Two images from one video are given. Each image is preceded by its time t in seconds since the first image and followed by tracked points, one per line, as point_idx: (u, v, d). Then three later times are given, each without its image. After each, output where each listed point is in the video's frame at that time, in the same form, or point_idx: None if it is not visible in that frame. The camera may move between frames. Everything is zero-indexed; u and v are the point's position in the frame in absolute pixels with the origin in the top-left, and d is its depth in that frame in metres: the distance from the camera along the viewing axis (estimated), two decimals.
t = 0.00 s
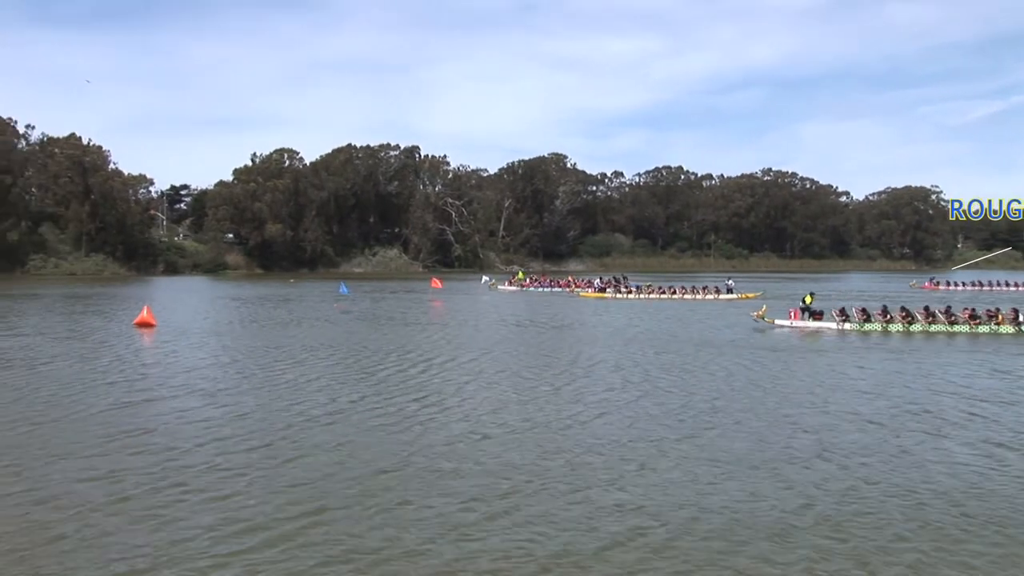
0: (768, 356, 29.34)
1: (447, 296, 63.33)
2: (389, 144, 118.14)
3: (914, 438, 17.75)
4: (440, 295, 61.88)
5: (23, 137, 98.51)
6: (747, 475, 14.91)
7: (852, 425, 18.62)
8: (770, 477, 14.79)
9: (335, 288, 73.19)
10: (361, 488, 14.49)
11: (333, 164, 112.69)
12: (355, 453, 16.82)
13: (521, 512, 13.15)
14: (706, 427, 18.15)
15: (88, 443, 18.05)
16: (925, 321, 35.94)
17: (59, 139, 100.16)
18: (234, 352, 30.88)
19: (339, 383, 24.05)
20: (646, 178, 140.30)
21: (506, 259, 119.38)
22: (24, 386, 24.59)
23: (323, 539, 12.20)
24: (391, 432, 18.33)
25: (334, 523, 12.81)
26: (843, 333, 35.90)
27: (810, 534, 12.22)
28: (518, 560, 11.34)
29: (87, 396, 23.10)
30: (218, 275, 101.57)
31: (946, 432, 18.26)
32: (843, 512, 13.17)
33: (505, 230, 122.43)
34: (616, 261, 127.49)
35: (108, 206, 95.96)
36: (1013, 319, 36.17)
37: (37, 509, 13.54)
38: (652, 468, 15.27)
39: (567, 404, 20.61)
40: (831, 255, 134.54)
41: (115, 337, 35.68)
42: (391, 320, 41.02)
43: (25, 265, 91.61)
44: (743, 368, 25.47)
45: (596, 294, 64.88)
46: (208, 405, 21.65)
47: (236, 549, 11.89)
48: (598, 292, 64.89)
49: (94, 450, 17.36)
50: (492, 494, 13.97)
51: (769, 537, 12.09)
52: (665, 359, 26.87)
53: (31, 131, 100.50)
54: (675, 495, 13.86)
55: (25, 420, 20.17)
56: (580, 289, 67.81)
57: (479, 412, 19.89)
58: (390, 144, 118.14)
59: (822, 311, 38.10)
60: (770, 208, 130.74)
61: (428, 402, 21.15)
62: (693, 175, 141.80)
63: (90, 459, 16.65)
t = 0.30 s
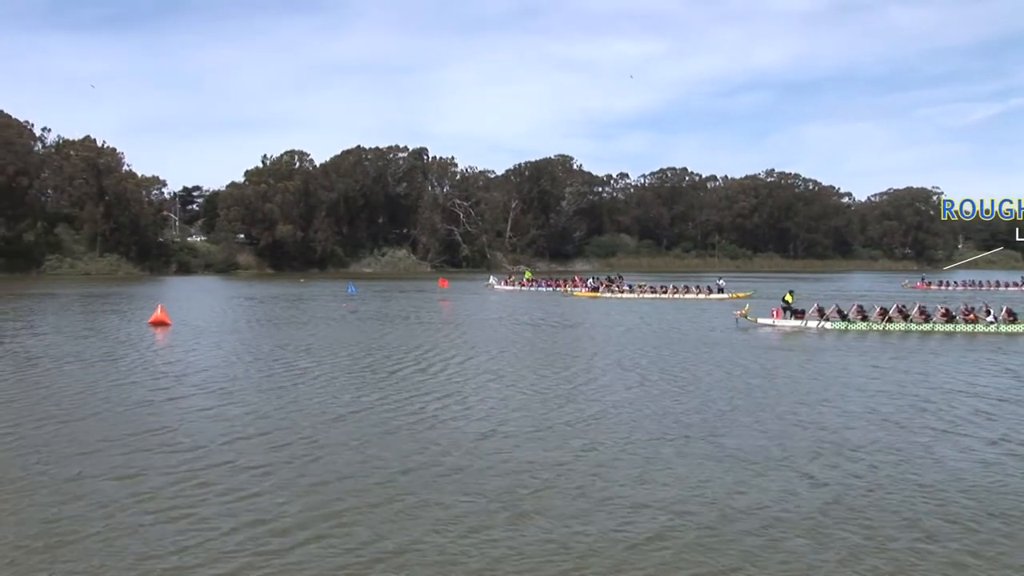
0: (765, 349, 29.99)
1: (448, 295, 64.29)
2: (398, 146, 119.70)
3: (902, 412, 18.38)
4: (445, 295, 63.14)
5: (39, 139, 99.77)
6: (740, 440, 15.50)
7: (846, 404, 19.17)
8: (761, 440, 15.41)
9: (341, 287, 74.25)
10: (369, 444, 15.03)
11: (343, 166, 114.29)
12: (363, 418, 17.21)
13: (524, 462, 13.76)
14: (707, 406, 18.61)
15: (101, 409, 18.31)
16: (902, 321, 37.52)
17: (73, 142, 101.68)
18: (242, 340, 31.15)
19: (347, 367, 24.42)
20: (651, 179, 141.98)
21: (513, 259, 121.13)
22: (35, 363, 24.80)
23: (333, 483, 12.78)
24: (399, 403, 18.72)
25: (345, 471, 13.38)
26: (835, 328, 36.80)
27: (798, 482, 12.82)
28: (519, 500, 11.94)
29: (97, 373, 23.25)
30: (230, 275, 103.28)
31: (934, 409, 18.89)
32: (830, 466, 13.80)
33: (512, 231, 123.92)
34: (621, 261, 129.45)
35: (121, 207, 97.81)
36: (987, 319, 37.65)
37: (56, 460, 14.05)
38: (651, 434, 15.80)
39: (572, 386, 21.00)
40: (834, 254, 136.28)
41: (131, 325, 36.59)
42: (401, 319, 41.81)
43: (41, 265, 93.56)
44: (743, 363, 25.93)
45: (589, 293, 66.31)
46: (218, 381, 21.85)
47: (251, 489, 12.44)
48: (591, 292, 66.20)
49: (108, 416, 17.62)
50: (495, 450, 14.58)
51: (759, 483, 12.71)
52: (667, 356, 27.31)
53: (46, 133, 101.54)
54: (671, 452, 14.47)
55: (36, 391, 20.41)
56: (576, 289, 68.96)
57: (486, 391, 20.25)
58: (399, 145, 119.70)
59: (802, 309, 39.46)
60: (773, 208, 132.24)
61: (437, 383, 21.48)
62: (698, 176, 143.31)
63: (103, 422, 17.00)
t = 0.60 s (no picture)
0: (774, 350, 29.87)
1: (451, 296, 64.14)
2: (408, 146, 119.41)
3: (918, 414, 18.25)
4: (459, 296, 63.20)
5: (51, 139, 99.69)
6: (757, 442, 15.38)
7: (863, 406, 19.02)
8: (779, 443, 15.26)
9: (346, 287, 74.17)
10: (383, 446, 14.92)
11: (353, 166, 114.23)
12: (376, 420, 17.08)
13: (539, 464, 13.65)
14: (725, 408, 18.45)
15: (113, 410, 18.13)
16: (889, 322, 37.50)
17: (84, 142, 101.60)
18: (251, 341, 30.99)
19: (359, 368, 24.27)
20: (661, 179, 141.83)
21: (523, 259, 121.08)
22: (45, 364, 24.61)
23: (348, 485, 12.67)
24: (414, 405, 18.56)
25: (360, 473, 13.26)
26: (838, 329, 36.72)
27: (818, 484, 12.67)
28: (536, 501, 11.81)
29: (108, 374, 23.06)
30: (240, 275, 103.38)
31: (950, 410, 18.76)
32: (849, 467, 13.69)
33: (522, 231, 123.70)
34: (631, 261, 129.36)
35: (132, 207, 98.04)
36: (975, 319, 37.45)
37: (66, 462, 13.92)
38: (668, 436, 15.66)
39: (586, 388, 20.87)
40: (845, 254, 136.13)
41: (140, 325, 36.45)
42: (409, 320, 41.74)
43: (52, 265, 93.85)
44: (758, 364, 25.78)
45: (587, 293, 66.37)
46: (230, 383, 21.67)
47: (267, 492, 12.31)
48: (589, 292, 66.19)
49: (120, 417, 17.46)
50: (511, 451, 14.46)
51: (779, 486, 12.56)
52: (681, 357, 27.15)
53: (59, 134, 101.54)
54: (686, 454, 14.35)
55: (45, 392, 20.22)
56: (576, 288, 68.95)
57: (502, 393, 20.09)
58: (409, 145, 119.41)
59: (790, 310, 39.38)
60: (784, 208, 132.09)
61: (452, 385, 21.32)
62: (709, 177, 143.04)
63: (113, 424, 16.84)
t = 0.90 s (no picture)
0: (785, 350, 29.84)
1: (459, 296, 64.10)
2: (420, 146, 119.26)
3: (933, 415, 18.21)
4: (481, 296, 63.45)
5: (66, 140, 99.83)
6: (771, 442, 15.34)
7: (879, 406, 18.98)
8: (795, 444, 15.22)
9: (355, 287, 74.16)
10: (398, 445, 14.92)
11: (366, 167, 114.17)
12: (392, 418, 17.16)
13: (553, 464, 13.62)
14: (740, 408, 18.43)
15: (132, 409, 18.19)
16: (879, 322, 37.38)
17: (99, 143, 101.72)
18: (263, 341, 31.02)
19: (373, 368, 24.29)
20: (674, 179, 141.61)
21: (536, 259, 120.92)
22: (59, 364, 24.64)
23: (363, 484, 12.66)
24: (429, 405, 18.57)
25: (376, 473, 13.24)
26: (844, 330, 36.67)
27: (836, 486, 12.62)
28: (552, 502, 11.78)
29: (123, 374, 23.10)
30: (254, 276, 103.54)
31: (964, 411, 18.70)
32: (864, 466, 13.73)
33: (535, 231, 123.76)
34: (644, 261, 129.20)
35: (146, 208, 98.31)
36: (964, 320, 37.25)
37: (81, 463, 13.91)
38: (683, 436, 15.63)
39: (600, 387, 20.91)
40: (858, 255, 135.79)
41: (154, 324, 36.47)
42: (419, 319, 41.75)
43: (67, 265, 94.21)
44: (772, 364, 25.74)
45: (589, 293, 66.41)
46: (244, 383, 21.68)
47: (283, 492, 12.30)
48: (589, 292, 66.14)
49: (135, 417, 17.48)
50: (525, 450, 14.47)
51: (796, 487, 12.53)
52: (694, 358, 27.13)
53: (73, 135, 101.62)
54: (701, 454, 14.32)
55: (58, 392, 20.23)
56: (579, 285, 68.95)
57: (517, 393, 20.07)
58: (421, 146, 119.26)
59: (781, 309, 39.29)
60: (797, 208, 131.90)
61: (466, 385, 21.32)
62: (722, 177, 142.71)
63: (127, 424, 16.83)
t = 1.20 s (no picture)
0: (799, 350, 29.73)
1: (467, 296, 63.97)
2: (432, 145, 119.18)
3: (955, 415, 18.09)
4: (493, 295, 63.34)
5: (79, 140, 99.88)
6: (795, 444, 15.22)
7: (899, 407, 18.88)
8: (818, 446, 15.11)
9: (364, 287, 74.06)
10: (419, 446, 14.86)
11: (377, 166, 114.14)
12: (407, 418, 17.13)
13: (576, 466, 13.52)
14: (759, 408, 18.37)
15: (150, 410, 18.16)
16: (870, 321, 37.14)
17: (112, 143, 101.89)
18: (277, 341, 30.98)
19: (390, 367, 24.25)
20: (686, 179, 141.43)
21: (548, 259, 120.83)
22: (74, 364, 24.60)
23: (386, 487, 12.56)
24: (447, 405, 18.54)
25: (398, 475, 13.17)
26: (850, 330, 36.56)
27: (862, 488, 12.51)
28: (576, 505, 11.69)
29: (139, 374, 23.09)
30: (265, 275, 103.73)
31: (980, 411, 18.62)
32: (881, 467, 13.70)
33: (546, 230, 123.86)
34: (656, 261, 129.05)
35: (159, 207, 98.55)
36: (952, 319, 37.02)
37: (101, 463, 13.86)
38: (702, 437, 15.53)
39: (616, 387, 20.86)
40: (871, 254, 135.43)
41: (168, 324, 36.49)
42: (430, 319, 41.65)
43: (80, 265, 94.54)
44: (789, 364, 25.68)
45: (589, 293, 66.42)
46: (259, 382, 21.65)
47: (307, 495, 12.19)
48: (596, 291, 66.05)
49: (153, 417, 17.42)
50: (546, 452, 14.38)
51: (823, 489, 12.43)
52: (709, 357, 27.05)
53: (86, 135, 101.75)
54: (723, 456, 14.21)
55: (73, 392, 20.22)
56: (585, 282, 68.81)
57: (533, 393, 20.05)
58: (433, 145, 119.16)
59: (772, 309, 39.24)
60: (809, 208, 131.59)
61: (483, 385, 21.27)
62: (734, 176, 142.41)
63: (144, 425, 16.76)
